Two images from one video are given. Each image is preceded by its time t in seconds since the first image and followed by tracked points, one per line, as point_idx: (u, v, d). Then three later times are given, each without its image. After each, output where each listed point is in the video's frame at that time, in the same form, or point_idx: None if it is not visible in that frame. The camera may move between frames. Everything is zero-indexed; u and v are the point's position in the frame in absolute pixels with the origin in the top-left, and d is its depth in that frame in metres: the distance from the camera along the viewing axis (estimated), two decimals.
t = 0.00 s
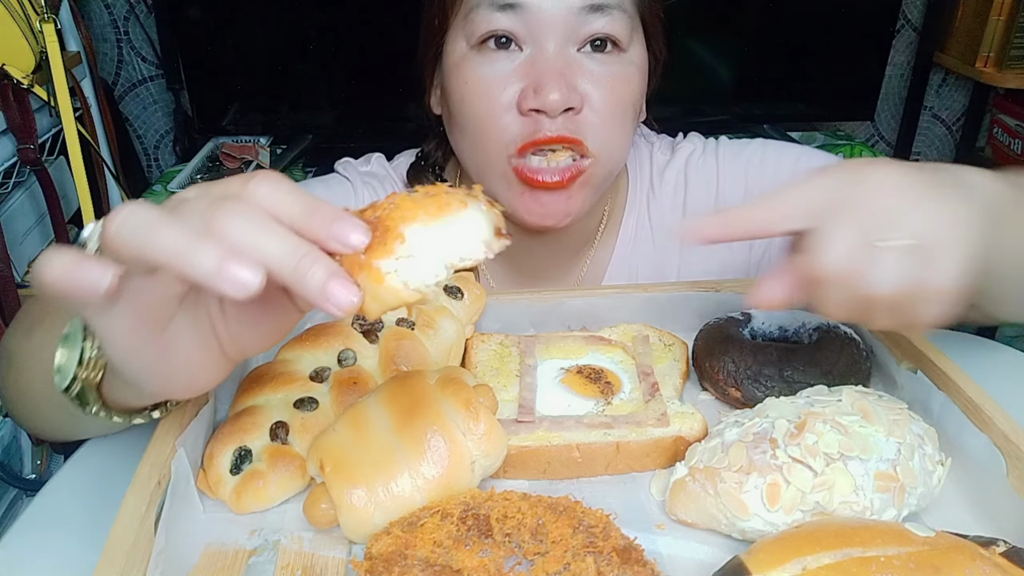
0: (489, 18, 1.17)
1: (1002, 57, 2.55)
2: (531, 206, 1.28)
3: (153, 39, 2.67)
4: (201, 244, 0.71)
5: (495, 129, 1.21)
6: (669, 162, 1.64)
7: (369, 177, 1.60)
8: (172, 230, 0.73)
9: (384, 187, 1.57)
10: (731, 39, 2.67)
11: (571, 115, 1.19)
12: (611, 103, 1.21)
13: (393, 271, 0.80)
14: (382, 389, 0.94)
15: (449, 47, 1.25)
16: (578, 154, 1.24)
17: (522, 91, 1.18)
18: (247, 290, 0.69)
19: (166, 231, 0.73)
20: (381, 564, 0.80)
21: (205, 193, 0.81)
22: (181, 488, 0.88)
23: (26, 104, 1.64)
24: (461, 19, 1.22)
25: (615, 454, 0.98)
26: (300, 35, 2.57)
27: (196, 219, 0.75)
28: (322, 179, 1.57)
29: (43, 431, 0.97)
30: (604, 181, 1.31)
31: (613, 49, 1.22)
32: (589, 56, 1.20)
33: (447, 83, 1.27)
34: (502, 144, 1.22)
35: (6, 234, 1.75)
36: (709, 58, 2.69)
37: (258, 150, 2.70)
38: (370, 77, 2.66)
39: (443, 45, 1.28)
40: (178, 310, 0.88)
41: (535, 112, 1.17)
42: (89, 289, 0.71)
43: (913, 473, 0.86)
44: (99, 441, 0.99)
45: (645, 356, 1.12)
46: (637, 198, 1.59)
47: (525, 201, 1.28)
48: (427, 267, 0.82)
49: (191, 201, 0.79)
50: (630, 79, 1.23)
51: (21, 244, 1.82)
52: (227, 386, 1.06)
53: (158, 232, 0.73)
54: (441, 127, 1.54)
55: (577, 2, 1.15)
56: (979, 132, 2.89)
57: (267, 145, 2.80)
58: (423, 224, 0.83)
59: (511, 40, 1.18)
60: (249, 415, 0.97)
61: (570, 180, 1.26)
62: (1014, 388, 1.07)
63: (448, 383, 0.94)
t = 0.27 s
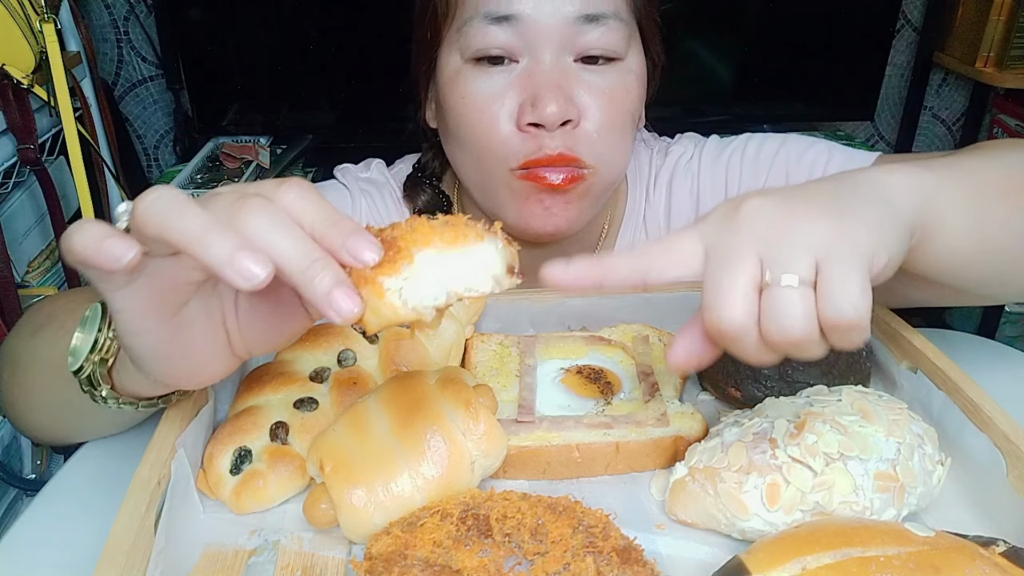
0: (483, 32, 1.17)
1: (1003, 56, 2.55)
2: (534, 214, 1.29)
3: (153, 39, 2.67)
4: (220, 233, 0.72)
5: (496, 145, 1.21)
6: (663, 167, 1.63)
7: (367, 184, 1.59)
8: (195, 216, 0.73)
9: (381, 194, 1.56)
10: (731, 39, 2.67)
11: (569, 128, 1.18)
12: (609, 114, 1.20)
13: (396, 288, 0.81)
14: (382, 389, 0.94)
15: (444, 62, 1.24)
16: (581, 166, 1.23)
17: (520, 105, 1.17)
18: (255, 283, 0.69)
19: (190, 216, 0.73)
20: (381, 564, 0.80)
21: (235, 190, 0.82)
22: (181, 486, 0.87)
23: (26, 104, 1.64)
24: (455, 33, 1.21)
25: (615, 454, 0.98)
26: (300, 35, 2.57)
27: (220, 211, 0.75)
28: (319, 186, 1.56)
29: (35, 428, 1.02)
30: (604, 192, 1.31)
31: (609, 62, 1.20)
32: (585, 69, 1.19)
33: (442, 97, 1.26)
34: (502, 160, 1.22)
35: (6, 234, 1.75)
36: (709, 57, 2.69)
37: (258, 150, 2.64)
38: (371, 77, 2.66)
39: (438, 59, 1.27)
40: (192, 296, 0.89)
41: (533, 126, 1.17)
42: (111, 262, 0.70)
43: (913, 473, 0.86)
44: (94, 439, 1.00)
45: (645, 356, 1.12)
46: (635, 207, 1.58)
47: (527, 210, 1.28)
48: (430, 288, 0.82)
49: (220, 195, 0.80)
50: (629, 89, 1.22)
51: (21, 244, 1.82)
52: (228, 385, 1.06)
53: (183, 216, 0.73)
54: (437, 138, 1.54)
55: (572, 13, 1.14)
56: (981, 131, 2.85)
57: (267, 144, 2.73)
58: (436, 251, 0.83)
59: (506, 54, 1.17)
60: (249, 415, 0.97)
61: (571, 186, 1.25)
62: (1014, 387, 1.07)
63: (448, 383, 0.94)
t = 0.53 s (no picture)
0: (473, 30, 1.16)
1: (1002, 57, 2.55)
2: (528, 228, 1.29)
3: (153, 39, 2.67)
4: (186, 305, 0.65)
5: (484, 142, 1.21)
6: (661, 169, 1.63)
7: (366, 186, 1.59)
8: (160, 281, 0.67)
9: (380, 196, 1.56)
10: (731, 39, 2.67)
11: (562, 123, 1.18)
12: (602, 110, 1.20)
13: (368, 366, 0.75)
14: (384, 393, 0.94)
15: (435, 62, 1.24)
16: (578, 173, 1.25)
17: (510, 103, 1.17)
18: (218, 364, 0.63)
19: (156, 282, 0.67)
20: (381, 564, 0.80)
21: (218, 228, 0.75)
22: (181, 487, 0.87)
23: (26, 104, 1.64)
24: (447, 33, 1.21)
25: (615, 454, 0.98)
26: (300, 35, 2.57)
27: (193, 267, 0.69)
28: (319, 188, 1.56)
29: (38, 434, 1.01)
30: (602, 198, 1.31)
31: (602, 59, 1.21)
32: (578, 66, 1.19)
33: (435, 97, 1.26)
34: (490, 156, 1.22)
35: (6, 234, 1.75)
36: (709, 57, 2.69)
37: (258, 150, 2.70)
38: (371, 77, 2.66)
39: (429, 60, 1.28)
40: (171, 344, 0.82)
41: (524, 123, 1.17)
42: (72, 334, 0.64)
43: (914, 473, 0.86)
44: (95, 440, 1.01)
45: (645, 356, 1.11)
46: (632, 212, 1.58)
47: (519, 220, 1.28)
48: (408, 362, 0.77)
49: (198, 238, 0.73)
50: (623, 86, 1.22)
51: (21, 244, 1.82)
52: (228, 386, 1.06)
53: (147, 283, 0.66)
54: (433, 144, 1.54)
55: (564, 8, 1.14)
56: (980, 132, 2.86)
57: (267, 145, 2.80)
58: (411, 320, 0.78)
59: (496, 53, 1.17)
60: (249, 415, 0.97)
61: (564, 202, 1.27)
62: (1014, 388, 1.07)
63: (448, 384, 0.96)
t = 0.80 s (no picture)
0: (476, 30, 1.17)
1: (1002, 57, 2.55)
2: (533, 227, 1.28)
3: (153, 39, 2.67)
4: (192, 426, 0.65)
5: (489, 149, 1.21)
6: (662, 170, 1.63)
7: (366, 186, 1.59)
8: (162, 402, 0.66)
9: (380, 197, 1.56)
10: (730, 39, 2.67)
11: (564, 125, 1.18)
12: (605, 110, 1.20)
13: (374, 459, 0.80)
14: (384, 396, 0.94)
15: (437, 65, 1.25)
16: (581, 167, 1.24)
17: (513, 105, 1.17)
18: (232, 486, 0.63)
19: (158, 403, 0.66)
20: (381, 564, 0.80)
21: (204, 299, 0.75)
22: (181, 487, 0.90)
23: (26, 104, 1.64)
24: (448, 35, 1.21)
25: (615, 454, 0.98)
26: (300, 35, 2.57)
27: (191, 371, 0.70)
28: (319, 189, 1.56)
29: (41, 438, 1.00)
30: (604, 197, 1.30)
31: (604, 58, 1.21)
32: (580, 66, 1.19)
33: (436, 101, 1.26)
34: (495, 163, 1.22)
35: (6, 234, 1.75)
36: (709, 57, 2.69)
37: (258, 150, 2.74)
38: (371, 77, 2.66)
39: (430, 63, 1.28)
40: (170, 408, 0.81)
41: (527, 125, 1.17)
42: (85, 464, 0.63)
43: (914, 473, 0.86)
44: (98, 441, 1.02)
45: (645, 356, 1.12)
46: (633, 212, 1.58)
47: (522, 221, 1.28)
48: (411, 451, 0.84)
49: (187, 319, 0.73)
50: (625, 87, 1.22)
51: (21, 244, 1.82)
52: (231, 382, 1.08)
53: (150, 404, 0.66)
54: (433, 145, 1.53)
55: (567, 7, 1.15)
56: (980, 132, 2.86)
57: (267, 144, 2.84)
58: (414, 411, 0.82)
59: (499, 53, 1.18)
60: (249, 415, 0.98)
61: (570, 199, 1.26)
62: (1014, 388, 1.07)
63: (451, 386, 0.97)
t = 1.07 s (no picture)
0: (475, 35, 1.18)
1: (1002, 57, 2.55)
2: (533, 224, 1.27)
3: (153, 39, 2.67)
4: (196, 429, 0.66)
5: (491, 156, 1.20)
6: (660, 169, 1.63)
7: (366, 187, 1.59)
8: (166, 405, 0.67)
9: (380, 198, 1.56)
10: (730, 39, 2.67)
11: (564, 133, 1.18)
12: (605, 117, 1.20)
13: (377, 464, 0.80)
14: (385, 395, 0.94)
15: (436, 68, 1.25)
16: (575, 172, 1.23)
17: (513, 111, 1.17)
18: (236, 487, 0.64)
19: (162, 406, 0.67)
20: (381, 565, 0.80)
21: (204, 301, 0.75)
22: (181, 489, 0.90)
23: (26, 104, 1.64)
24: (447, 39, 1.22)
25: (615, 454, 0.98)
26: (300, 35, 2.56)
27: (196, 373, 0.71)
28: (318, 190, 1.56)
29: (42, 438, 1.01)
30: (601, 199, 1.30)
31: (603, 62, 1.21)
32: (578, 70, 1.19)
33: (435, 105, 1.26)
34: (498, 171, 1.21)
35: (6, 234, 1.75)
36: (708, 57, 2.69)
37: (258, 150, 2.74)
38: (371, 77, 2.66)
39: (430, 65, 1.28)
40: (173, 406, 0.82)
41: (527, 132, 1.17)
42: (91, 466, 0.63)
43: (914, 473, 0.86)
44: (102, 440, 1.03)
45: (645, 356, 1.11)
46: (631, 212, 1.58)
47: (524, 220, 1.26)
48: (414, 455, 0.82)
49: (187, 322, 0.73)
50: (624, 92, 1.22)
51: (21, 244, 1.82)
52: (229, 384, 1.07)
53: (154, 407, 0.66)
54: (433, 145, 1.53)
55: (566, 13, 1.16)
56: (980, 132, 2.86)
57: (267, 144, 2.84)
58: (416, 414, 0.80)
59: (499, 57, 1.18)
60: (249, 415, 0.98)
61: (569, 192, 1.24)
62: (1015, 388, 1.07)
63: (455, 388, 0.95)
